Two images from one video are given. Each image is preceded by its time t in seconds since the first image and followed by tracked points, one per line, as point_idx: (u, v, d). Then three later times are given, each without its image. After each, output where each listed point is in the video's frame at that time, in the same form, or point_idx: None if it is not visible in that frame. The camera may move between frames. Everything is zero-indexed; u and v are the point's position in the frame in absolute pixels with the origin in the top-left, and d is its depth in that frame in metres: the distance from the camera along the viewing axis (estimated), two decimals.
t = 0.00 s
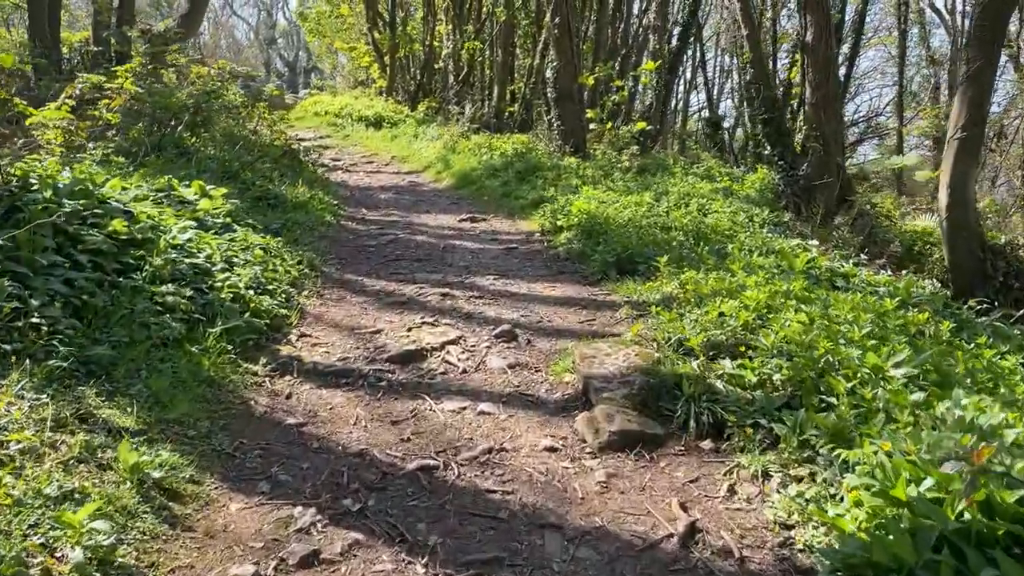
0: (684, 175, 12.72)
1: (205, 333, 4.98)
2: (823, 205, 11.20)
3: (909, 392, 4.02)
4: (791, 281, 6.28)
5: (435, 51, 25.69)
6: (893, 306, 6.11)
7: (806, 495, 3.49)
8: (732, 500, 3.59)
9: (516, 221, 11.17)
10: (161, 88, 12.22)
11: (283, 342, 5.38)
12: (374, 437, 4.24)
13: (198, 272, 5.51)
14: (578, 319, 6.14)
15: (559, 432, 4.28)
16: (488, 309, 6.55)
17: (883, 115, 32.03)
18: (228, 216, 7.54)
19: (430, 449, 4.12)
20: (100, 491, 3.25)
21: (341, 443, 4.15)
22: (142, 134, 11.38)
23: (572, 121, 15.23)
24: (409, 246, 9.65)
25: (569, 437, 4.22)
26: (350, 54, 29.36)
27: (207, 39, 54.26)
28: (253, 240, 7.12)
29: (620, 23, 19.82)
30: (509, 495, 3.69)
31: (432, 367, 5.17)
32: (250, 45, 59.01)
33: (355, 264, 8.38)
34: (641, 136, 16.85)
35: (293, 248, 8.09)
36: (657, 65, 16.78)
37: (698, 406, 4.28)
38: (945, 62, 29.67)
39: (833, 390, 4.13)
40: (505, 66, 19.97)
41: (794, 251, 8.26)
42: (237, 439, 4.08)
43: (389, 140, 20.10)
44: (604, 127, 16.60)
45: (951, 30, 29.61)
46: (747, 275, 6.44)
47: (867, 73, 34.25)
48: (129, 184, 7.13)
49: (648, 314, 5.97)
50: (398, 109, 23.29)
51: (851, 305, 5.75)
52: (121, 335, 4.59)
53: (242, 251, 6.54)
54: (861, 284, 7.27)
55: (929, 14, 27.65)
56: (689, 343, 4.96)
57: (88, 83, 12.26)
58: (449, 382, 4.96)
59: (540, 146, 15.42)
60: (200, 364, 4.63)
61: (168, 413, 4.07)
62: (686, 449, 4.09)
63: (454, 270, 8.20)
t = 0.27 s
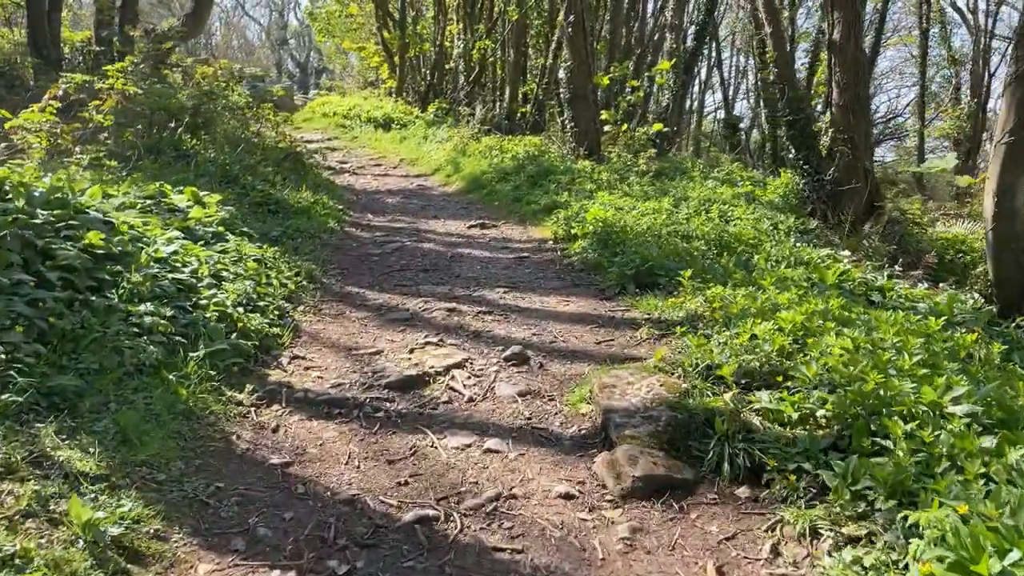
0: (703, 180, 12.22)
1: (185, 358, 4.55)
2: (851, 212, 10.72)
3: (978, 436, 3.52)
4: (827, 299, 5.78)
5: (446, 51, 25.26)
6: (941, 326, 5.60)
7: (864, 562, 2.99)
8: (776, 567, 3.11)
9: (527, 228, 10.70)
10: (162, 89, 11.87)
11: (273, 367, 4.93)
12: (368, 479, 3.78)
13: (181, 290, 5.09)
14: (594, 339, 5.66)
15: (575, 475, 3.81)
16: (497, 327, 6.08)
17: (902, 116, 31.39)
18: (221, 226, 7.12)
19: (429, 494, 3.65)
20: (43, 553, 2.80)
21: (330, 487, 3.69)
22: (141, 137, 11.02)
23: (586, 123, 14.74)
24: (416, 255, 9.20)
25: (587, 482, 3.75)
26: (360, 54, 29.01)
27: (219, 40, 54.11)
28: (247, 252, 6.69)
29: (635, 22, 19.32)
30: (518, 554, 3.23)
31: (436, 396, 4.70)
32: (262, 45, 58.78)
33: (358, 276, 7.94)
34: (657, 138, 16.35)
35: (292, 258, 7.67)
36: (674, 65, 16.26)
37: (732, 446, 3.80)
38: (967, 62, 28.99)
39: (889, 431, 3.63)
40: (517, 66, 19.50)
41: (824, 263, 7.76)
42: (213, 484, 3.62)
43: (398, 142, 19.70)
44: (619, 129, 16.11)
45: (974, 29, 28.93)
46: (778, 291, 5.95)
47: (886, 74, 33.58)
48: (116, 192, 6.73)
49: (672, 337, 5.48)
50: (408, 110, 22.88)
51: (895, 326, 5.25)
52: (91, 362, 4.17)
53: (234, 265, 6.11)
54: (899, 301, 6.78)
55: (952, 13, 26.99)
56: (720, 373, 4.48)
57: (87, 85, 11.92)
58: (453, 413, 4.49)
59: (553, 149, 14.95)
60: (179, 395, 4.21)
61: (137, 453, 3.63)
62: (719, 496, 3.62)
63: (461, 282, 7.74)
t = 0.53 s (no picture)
0: (720, 182, 11.79)
1: (163, 378, 4.17)
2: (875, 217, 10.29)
3: None
4: (861, 313, 5.35)
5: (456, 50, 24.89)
6: (986, 342, 5.14)
7: None
8: None
9: (538, 232, 10.30)
10: (163, 88, 11.56)
11: (262, 388, 4.55)
12: (359, 519, 3.39)
13: (163, 302, 4.72)
14: (610, 355, 5.25)
15: (590, 516, 3.40)
16: (505, 341, 5.67)
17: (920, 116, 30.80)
18: (215, 231, 6.75)
19: (427, 539, 3.26)
20: None
21: (315, 530, 3.30)
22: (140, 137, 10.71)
23: (598, 123, 14.32)
24: (421, 261, 8.81)
25: (603, 524, 3.35)
26: (369, 53, 28.68)
27: (229, 40, 53.95)
28: (241, 259, 6.32)
29: (648, 20, 18.88)
30: None
31: (437, 420, 4.30)
32: (273, 46, 58.62)
33: (359, 283, 7.55)
34: (671, 139, 15.92)
35: (290, 264, 7.29)
36: (688, 63, 15.82)
37: (767, 485, 3.39)
38: (987, 60, 28.39)
39: (947, 472, 3.21)
40: (528, 65, 19.10)
41: (851, 271, 7.33)
42: (185, 526, 3.24)
43: (406, 143, 19.34)
44: (632, 129, 15.69)
45: (995, 26, 28.33)
46: (809, 303, 5.52)
47: (903, 73, 32.98)
48: (104, 196, 6.39)
49: (694, 354, 5.07)
50: (417, 110, 22.52)
51: (939, 343, 4.81)
52: (56, 385, 3.80)
53: (225, 274, 5.73)
54: (935, 313, 6.34)
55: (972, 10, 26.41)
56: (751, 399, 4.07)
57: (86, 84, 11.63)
58: (455, 440, 4.09)
59: (564, 150, 14.55)
60: (154, 421, 3.82)
61: (100, 491, 3.26)
62: (753, 542, 3.21)
63: (468, 290, 7.35)
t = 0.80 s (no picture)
0: (739, 187, 11.30)
1: (134, 412, 3.76)
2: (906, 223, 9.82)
3: None
4: (906, 335, 4.88)
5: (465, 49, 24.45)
6: None
7: None
8: None
9: (550, 238, 9.85)
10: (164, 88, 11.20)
11: (247, 420, 4.12)
12: None
13: (140, 325, 4.30)
14: (630, 380, 4.80)
15: None
16: (515, 362, 5.22)
17: (939, 116, 30.19)
18: (207, 241, 6.36)
19: None
20: None
21: None
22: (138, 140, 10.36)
23: (612, 124, 13.85)
24: (427, 270, 8.38)
25: None
26: (378, 53, 28.29)
27: (239, 40, 53.73)
28: (232, 273, 5.90)
29: (663, 18, 18.39)
30: None
31: (439, 458, 3.86)
32: (282, 45, 58.36)
33: (361, 296, 7.12)
34: (687, 140, 15.43)
35: (287, 275, 6.88)
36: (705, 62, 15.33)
37: (819, 548, 2.94)
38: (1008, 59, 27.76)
39: None
40: (539, 64, 18.64)
41: (886, 285, 6.85)
42: None
43: (415, 144, 18.93)
44: (647, 130, 15.21)
45: (1017, 24, 27.70)
46: (848, 325, 5.05)
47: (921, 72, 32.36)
48: (87, 205, 5.99)
49: (724, 383, 4.61)
50: (426, 110, 22.10)
51: (997, 372, 4.34)
52: (11, 425, 3.39)
53: (214, 289, 5.32)
54: (980, 332, 5.87)
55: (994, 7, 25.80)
56: (794, 441, 3.63)
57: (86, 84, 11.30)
58: (460, 483, 3.65)
59: (576, 152, 14.10)
60: (121, 465, 3.39)
61: (49, 552, 2.83)
62: None
63: (476, 303, 6.91)
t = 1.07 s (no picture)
0: (759, 191, 10.87)
1: (102, 452, 3.37)
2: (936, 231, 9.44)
3: None
4: (955, 364, 4.46)
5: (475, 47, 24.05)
6: None
7: None
8: None
9: (562, 245, 9.44)
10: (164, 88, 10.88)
11: (230, 458, 3.74)
12: None
13: (115, 351, 3.92)
14: (651, 410, 4.38)
15: None
16: (526, 387, 4.82)
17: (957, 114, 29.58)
18: (200, 253, 6.00)
19: None
20: None
21: None
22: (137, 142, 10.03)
23: (625, 125, 13.42)
24: (433, 279, 7.99)
25: None
26: (387, 51, 27.94)
27: (249, 38, 53.51)
28: (223, 288, 5.53)
29: (677, 15, 17.93)
30: None
31: (440, 504, 3.48)
32: (293, 44, 58.12)
33: (363, 309, 6.74)
34: (703, 141, 14.99)
35: (285, 288, 6.51)
36: (722, 60, 14.87)
37: None
38: None
39: None
40: (551, 62, 18.22)
41: (921, 302, 6.43)
42: None
43: (423, 144, 18.56)
44: (661, 131, 14.78)
45: None
46: (890, 349, 4.62)
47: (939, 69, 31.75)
48: (69, 215, 5.63)
49: (756, 415, 4.19)
50: (435, 110, 21.73)
51: None
52: None
53: (202, 307, 4.95)
54: None
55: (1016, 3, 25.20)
56: (842, 492, 3.20)
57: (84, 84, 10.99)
58: (463, 536, 3.26)
59: (589, 153, 13.68)
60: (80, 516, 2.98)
61: None
62: None
63: (484, 318, 6.52)
